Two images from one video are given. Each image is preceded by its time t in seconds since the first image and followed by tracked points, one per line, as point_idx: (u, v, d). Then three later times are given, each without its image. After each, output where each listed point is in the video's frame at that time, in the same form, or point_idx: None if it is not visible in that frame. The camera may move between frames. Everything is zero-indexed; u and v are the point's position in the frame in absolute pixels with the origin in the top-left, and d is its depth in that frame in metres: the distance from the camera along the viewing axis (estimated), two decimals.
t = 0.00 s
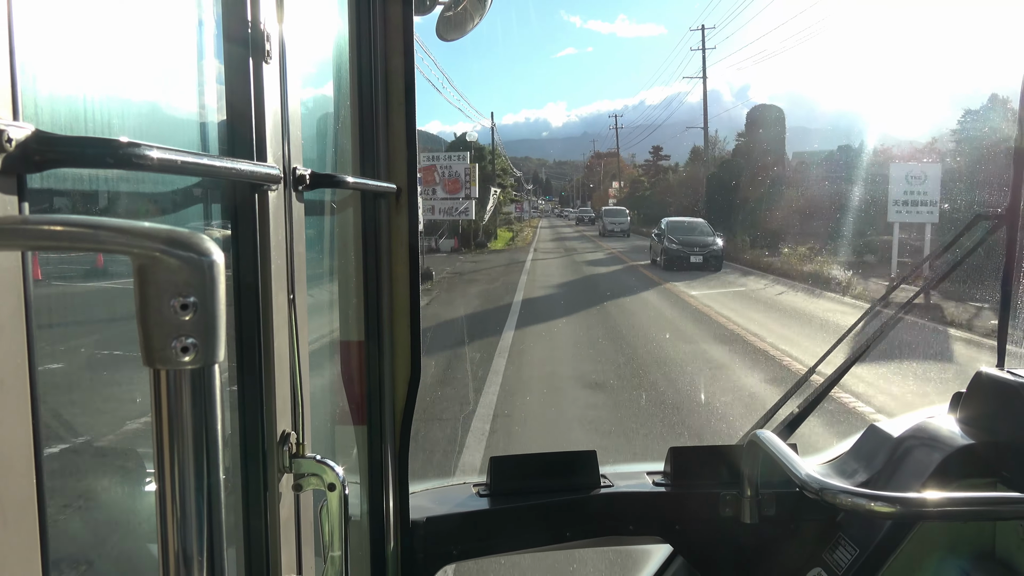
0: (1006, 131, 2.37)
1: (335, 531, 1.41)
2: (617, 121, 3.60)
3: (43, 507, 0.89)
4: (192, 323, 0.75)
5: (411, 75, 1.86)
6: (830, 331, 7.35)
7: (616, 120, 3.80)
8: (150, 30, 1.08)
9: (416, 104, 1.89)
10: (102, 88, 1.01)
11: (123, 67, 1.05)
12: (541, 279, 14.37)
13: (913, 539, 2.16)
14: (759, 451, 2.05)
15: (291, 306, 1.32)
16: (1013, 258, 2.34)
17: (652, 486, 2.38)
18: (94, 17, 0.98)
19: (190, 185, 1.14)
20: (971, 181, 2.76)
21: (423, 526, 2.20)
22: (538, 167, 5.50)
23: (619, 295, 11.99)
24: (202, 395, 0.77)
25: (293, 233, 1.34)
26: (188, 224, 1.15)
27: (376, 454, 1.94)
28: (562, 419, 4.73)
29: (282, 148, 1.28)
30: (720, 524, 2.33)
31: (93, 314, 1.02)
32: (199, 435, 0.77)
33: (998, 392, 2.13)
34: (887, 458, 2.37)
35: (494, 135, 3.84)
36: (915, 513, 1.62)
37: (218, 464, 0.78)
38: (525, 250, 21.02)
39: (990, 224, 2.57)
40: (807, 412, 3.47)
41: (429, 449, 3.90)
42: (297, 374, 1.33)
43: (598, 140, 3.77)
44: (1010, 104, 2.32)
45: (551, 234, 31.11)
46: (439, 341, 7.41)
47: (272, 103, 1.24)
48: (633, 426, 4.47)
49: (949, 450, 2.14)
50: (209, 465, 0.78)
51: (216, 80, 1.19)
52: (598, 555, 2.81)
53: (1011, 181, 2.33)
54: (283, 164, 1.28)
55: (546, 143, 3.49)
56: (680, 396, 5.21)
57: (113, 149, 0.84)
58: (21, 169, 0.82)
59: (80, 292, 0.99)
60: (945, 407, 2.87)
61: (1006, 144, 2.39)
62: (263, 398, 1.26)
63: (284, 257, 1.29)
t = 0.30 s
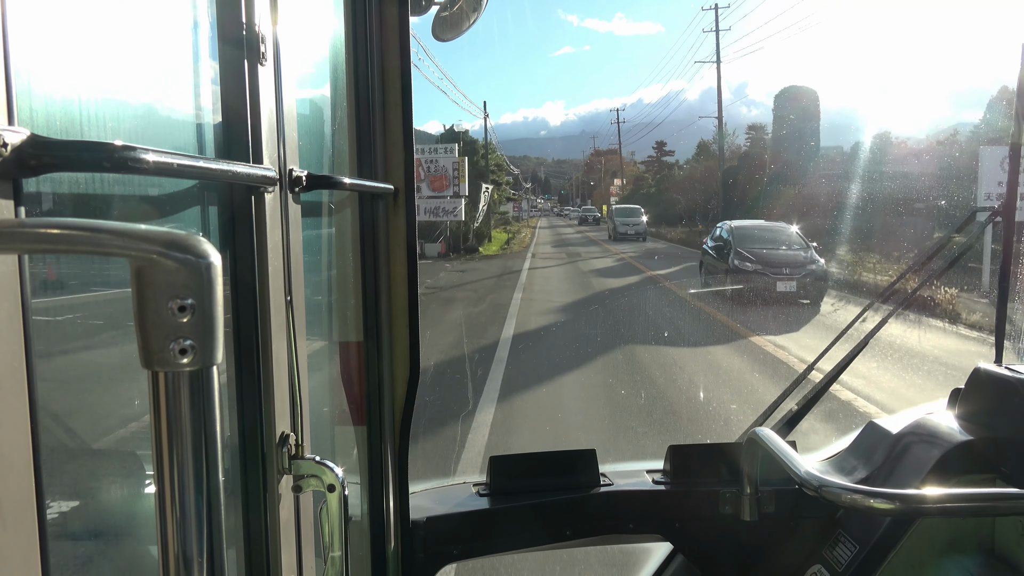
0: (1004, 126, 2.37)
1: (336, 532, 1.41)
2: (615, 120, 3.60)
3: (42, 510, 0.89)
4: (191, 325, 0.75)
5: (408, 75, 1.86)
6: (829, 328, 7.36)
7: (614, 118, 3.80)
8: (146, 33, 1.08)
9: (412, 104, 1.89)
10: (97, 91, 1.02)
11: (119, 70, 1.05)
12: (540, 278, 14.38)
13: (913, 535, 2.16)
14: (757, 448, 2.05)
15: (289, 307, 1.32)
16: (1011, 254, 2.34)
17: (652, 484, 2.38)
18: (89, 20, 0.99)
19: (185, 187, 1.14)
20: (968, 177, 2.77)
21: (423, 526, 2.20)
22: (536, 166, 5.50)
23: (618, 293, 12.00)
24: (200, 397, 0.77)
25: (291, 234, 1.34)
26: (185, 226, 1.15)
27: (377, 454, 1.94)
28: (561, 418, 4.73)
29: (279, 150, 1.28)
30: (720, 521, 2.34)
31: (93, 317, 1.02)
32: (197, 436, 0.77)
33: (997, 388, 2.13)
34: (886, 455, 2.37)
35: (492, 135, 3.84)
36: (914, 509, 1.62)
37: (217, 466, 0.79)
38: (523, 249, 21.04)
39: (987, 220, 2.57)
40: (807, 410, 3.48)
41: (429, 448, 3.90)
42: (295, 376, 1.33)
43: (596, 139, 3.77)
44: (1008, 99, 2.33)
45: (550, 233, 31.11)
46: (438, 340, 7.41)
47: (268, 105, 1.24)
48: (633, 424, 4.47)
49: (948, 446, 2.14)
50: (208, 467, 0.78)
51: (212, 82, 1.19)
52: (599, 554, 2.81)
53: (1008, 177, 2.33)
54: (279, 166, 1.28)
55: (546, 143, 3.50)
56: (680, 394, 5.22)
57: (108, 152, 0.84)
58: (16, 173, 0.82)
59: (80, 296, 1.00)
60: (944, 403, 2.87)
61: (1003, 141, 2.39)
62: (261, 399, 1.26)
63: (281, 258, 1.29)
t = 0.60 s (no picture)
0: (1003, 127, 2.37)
1: (334, 529, 1.41)
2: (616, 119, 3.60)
3: (42, 505, 0.89)
4: (191, 321, 0.75)
5: (408, 73, 1.86)
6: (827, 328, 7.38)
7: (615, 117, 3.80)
8: (148, 29, 1.08)
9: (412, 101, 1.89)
10: (99, 86, 1.01)
11: (121, 66, 1.05)
12: (538, 276, 14.39)
13: (909, 535, 2.17)
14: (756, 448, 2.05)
15: (287, 305, 1.32)
16: (1009, 254, 2.34)
17: (650, 483, 2.38)
18: (93, 17, 0.99)
19: (186, 183, 1.14)
20: (967, 178, 2.76)
21: (421, 523, 2.20)
22: (535, 165, 5.50)
23: (617, 292, 12.02)
24: (199, 394, 0.77)
25: (291, 230, 1.34)
26: (186, 222, 1.15)
27: (375, 451, 1.94)
28: (559, 416, 4.74)
29: (279, 146, 1.28)
30: (718, 520, 2.34)
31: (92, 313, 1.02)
32: (197, 433, 0.77)
33: (994, 388, 2.14)
34: (884, 454, 2.38)
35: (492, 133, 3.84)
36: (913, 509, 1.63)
37: (216, 463, 0.79)
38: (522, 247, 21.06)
39: (986, 221, 2.58)
40: (805, 409, 3.49)
41: (427, 446, 3.91)
42: (294, 373, 1.33)
43: (597, 138, 3.76)
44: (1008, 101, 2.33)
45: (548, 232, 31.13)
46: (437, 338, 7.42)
47: (269, 102, 1.23)
48: (631, 422, 4.49)
49: (945, 446, 2.15)
50: (208, 463, 0.78)
51: (213, 78, 1.19)
52: (596, 551, 2.82)
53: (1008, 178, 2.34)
54: (279, 163, 1.28)
55: (546, 142, 3.50)
56: (678, 393, 5.23)
57: (108, 149, 0.84)
58: (17, 169, 0.82)
59: (80, 292, 0.99)
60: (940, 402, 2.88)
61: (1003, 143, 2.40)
62: (260, 396, 1.26)
63: (280, 255, 1.29)
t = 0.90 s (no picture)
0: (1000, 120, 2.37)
1: (334, 534, 1.40)
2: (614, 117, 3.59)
3: (39, 512, 0.88)
4: (186, 326, 0.75)
5: (404, 74, 1.85)
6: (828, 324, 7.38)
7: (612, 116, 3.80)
8: (139, 33, 1.07)
9: (408, 103, 1.88)
10: (90, 91, 1.01)
11: (112, 71, 1.04)
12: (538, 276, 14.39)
13: (912, 531, 2.17)
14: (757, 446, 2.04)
15: (284, 309, 1.31)
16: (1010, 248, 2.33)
17: (651, 482, 2.38)
18: (83, 22, 0.98)
19: (179, 188, 1.14)
20: (965, 172, 2.75)
21: (423, 526, 2.20)
22: (534, 165, 5.49)
23: (617, 291, 12.02)
24: (196, 400, 0.76)
25: (287, 234, 1.33)
26: (179, 227, 1.14)
27: (375, 455, 1.93)
28: (561, 416, 4.74)
29: (274, 150, 1.27)
30: (721, 518, 2.33)
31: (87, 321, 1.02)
32: (193, 440, 0.76)
33: (997, 381, 2.13)
34: (886, 450, 2.37)
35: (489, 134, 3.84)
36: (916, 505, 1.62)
37: (214, 469, 0.78)
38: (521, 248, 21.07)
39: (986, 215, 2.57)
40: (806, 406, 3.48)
41: (429, 447, 3.91)
42: (292, 378, 1.32)
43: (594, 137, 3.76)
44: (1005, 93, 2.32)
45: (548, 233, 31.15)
46: (437, 340, 7.42)
47: (263, 106, 1.22)
48: (632, 421, 4.48)
49: (948, 441, 2.14)
50: (205, 469, 0.77)
51: (205, 81, 1.18)
52: (599, 551, 2.82)
53: (1006, 171, 2.33)
54: (274, 166, 1.27)
55: (544, 142, 3.49)
56: (680, 392, 5.23)
57: (101, 152, 0.83)
58: (8, 175, 0.81)
59: (75, 300, 0.99)
60: (943, 398, 2.87)
61: (1002, 136, 2.39)
62: (258, 401, 1.25)
63: (277, 259, 1.28)
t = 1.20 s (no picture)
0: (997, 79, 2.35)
1: (336, 530, 1.40)
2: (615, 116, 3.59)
3: (40, 507, 0.88)
4: (189, 321, 0.75)
5: (406, 72, 1.85)
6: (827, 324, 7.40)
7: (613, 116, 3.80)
8: (144, 30, 1.07)
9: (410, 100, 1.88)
10: (96, 87, 1.01)
11: (118, 67, 1.04)
12: (537, 274, 14.40)
13: (911, 530, 2.17)
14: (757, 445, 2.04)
15: (287, 306, 1.31)
16: (1010, 249, 2.34)
17: (651, 480, 2.38)
18: (89, 17, 0.98)
19: (184, 184, 1.14)
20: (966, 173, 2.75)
21: (423, 523, 2.20)
22: (534, 164, 5.50)
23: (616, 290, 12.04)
24: (198, 394, 0.77)
25: (290, 231, 1.33)
26: (184, 223, 1.14)
27: (375, 451, 1.93)
28: (560, 414, 4.75)
29: (278, 146, 1.27)
30: (720, 517, 2.34)
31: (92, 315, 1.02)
32: (196, 434, 0.76)
33: (997, 382, 2.13)
34: (886, 450, 2.37)
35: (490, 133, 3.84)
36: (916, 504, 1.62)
37: (216, 463, 0.78)
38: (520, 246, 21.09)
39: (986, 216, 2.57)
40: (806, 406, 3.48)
41: (428, 445, 3.91)
42: (294, 373, 1.32)
43: (595, 137, 3.76)
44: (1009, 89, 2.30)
45: (546, 232, 31.12)
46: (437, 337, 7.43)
47: (268, 104, 1.22)
48: (631, 420, 4.49)
49: (947, 441, 2.14)
50: (207, 464, 0.77)
51: (210, 78, 1.18)
52: (598, 550, 2.82)
53: (1007, 172, 2.33)
54: (278, 162, 1.27)
55: (545, 142, 3.50)
56: (679, 391, 5.24)
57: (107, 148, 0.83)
58: (14, 169, 0.81)
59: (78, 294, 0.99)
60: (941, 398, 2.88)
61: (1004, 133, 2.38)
62: (260, 397, 1.25)
63: (279, 255, 1.28)
